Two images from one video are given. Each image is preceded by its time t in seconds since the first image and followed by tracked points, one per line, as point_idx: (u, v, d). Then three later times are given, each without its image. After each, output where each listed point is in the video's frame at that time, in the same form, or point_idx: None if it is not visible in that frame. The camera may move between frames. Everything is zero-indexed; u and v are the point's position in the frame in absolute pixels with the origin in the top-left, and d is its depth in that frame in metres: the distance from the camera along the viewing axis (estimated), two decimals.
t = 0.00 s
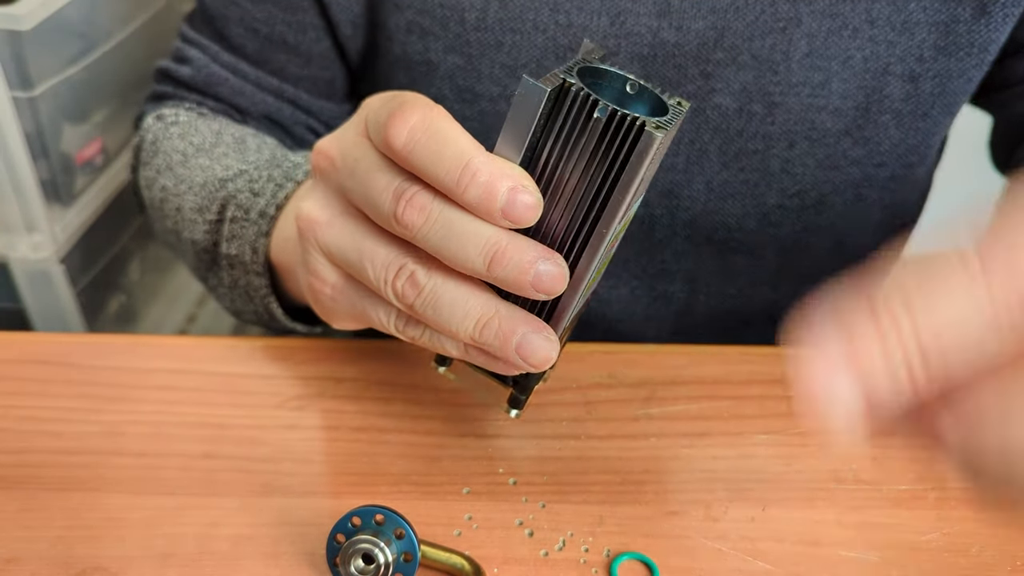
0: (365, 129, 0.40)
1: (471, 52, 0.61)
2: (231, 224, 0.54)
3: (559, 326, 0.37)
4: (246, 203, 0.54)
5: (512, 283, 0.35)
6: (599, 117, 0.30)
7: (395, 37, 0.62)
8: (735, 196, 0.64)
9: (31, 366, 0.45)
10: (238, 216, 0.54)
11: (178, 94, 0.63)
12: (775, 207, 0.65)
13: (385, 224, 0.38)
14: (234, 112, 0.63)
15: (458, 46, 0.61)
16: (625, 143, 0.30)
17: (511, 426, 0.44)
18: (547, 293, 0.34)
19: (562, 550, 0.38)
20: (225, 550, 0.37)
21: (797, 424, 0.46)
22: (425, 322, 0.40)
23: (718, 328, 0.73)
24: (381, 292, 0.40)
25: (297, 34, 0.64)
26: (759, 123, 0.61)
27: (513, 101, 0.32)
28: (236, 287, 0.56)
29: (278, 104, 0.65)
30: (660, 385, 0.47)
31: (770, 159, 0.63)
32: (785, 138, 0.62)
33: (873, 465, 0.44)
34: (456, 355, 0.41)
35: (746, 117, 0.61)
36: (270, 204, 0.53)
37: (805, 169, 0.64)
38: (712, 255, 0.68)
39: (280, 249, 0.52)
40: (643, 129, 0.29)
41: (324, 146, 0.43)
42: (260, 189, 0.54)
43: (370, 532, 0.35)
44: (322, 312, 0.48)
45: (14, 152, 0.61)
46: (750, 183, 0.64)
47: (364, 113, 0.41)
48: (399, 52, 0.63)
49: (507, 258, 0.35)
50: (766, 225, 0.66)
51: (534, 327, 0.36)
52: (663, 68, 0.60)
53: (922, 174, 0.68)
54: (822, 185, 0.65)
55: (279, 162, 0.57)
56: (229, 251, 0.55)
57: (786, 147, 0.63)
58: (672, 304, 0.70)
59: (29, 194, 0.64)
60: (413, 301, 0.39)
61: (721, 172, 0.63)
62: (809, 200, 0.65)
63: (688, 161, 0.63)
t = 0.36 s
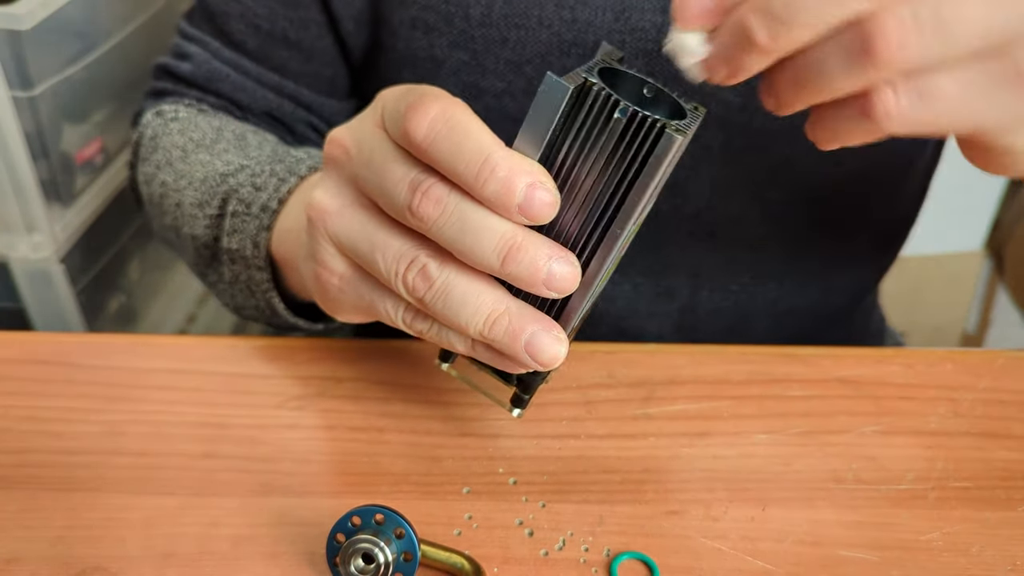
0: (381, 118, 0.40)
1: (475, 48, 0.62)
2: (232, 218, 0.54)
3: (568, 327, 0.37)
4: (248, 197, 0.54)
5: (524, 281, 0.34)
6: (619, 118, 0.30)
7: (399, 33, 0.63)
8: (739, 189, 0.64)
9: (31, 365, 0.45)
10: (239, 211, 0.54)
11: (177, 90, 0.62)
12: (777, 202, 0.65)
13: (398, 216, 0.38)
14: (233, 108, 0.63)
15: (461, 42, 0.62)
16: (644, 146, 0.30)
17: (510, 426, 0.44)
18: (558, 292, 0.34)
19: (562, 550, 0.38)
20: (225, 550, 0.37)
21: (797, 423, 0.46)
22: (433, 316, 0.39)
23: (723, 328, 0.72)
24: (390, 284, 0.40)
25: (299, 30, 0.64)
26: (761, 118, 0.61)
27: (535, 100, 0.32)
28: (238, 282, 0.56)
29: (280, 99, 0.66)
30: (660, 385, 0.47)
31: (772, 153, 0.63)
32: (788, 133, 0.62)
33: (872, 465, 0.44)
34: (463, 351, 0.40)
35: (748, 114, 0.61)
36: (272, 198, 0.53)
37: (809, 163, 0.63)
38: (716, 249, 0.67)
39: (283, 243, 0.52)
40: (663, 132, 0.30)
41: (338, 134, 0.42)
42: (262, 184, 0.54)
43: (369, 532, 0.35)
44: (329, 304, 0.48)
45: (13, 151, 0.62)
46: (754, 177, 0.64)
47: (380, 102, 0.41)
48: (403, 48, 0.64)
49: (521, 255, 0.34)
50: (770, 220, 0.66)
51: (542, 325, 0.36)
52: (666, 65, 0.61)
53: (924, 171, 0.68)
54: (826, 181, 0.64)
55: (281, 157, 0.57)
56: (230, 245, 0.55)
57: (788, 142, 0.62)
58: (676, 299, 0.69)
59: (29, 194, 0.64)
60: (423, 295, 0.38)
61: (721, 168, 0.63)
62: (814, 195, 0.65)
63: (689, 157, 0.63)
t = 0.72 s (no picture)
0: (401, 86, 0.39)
1: (475, 45, 0.63)
2: (236, 212, 0.54)
3: (566, 317, 0.37)
4: (251, 192, 0.54)
5: (524, 258, 0.34)
6: (639, 102, 0.32)
7: (399, 31, 0.63)
8: (739, 184, 0.65)
9: (31, 366, 0.45)
10: (243, 204, 0.54)
11: (178, 87, 0.62)
12: (778, 197, 0.65)
13: (409, 181, 0.37)
14: (234, 106, 0.63)
15: (461, 38, 0.63)
16: (660, 130, 0.31)
17: (511, 426, 0.44)
18: (557, 275, 0.34)
19: (562, 550, 0.38)
20: (225, 550, 0.37)
21: (797, 423, 0.46)
22: (431, 289, 0.38)
23: (723, 326, 0.71)
24: (391, 252, 0.39)
25: (301, 28, 0.65)
26: (762, 110, 0.61)
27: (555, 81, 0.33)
28: (240, 277, 0.56)
29: (280, 97, 0.65)
30: (660, 385, 0.47)
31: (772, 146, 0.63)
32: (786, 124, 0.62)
33: (872, 465, 0.44)
34: (457, 331, 0.39)
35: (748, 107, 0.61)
36: (276, 192, 0.53)
37: (809, 156, 0.64)
38: (717, 246, 0.67)
39: (286, 231, 0.52)
40: (682, 119, 0.31)
41: (357, 102, 0.42)
42: (266, 178, 0.54)
43: (370, 532, 0.35)
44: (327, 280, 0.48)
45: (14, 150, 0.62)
46: (753, 171, 0.64)
47: (401, 74, 0.41)
48: (403, 47, 0.64)
49: (526, 230, 0.34)
50: (771, 214, 0.66)
51: (539, 308, 0.35)
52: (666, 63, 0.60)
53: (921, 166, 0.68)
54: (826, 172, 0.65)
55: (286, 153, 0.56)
56: (232, 239, 0.55)
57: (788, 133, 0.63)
58: (679, 296, 0.69)
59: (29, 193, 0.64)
60: (422, 265, 0.38)
61: (721, 161, 0.63)
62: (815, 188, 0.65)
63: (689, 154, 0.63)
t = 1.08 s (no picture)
0: (394, 89, 0.40)
1: (474, 44, 0.63)
2: (233, 214, 0.54)
3: (555, 324, 0.36)
4: (248, 193, 0.53)
5: (513, 263, 0.34)
6: (629, 110, 0.31)
7: (398, 32, 0.64)
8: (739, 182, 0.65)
9: (31, 366, 0.45)
10: (240, 206, 0.54)
11: (177, 89, 0.62)
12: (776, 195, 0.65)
13: (400, 182, 0.37)
14: (234, 107, 0.63)
15: (460, 38, 0.63)
16: (648, 137, 0.31)
17: (511, 426, 0.44)
18: (546, 280, 0.34)
19: (562, 550, 0.38)
20: (225, 550, 0.37)
21: (797, 424, 0.46)
22: (420, 292, 0.38)
23: (724, 325, 0.71)
24: (381, 254, 0.39)
25: (300, 28, 0.65)
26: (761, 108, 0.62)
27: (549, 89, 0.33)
28: (236, 278, 0.56)
29: (280, 98, 0.65)
30: (660, 385, 0.47)
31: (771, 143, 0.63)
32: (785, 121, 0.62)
33: (873, 465, 0.44)
34: (447, 335, 0.39)
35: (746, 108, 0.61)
36: (272, 194, 0.52)
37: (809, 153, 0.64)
38: (719, 244, 0.67)
39: (280, 234, 0.51)
40: (672, 126, 0.31)
41: (349, 104, 0.42)
42: (263, 180, 0.54)
43: (369, 532, 0.35)
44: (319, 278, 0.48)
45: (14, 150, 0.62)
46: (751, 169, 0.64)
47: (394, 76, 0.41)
48: (402, 47, 0.64)
49: (516, 234, 0.34)
50: (770, 212, 0.66)
51: (528, 314, 0.35)
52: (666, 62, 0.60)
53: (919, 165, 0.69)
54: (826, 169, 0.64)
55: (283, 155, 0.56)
56: (230, 241, 0.54)
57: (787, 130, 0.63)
58: (679, 295, 0.69)
59: (29, 194, 0.64)
60: (412, 268, 0.37)
61: (720, 160, 0.64)
62: (814, 186, 0.65)
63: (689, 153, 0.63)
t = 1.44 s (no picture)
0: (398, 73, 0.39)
1: (474, 42, 0.63)
2: (227, 205, 0.54)
3: (550, 319, 0.36)
4: (243, 184, 0.54)
5: (514, 253, 0.34)
6: (640, 107, 0.32)
7: (398, 28, 0.64)
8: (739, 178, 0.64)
9: (31, 366, 0.45)
10: (234, 197, 0.54)
11: (176, 87, 0.62)
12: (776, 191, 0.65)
13: (401, 167, 0.37)
14: (234, 104, 0.63)
15: (460, 35, 0.63)
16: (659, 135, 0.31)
17: (511, 426, 0.44)
18: (544, 273, 0.34)
19: (562, 550, 0.38)
20: (225, 549, 0.37)
21: (796, 424, 0.46)
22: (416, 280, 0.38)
23: (724, 324, 0.71)
24: (377, 239, 0.39)
25: (300, 25, 0.65)
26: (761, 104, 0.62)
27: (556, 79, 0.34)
28: (230, 271, 0.56)
29: (278, 94, 0.65)
30: (660, 385, 0.47)
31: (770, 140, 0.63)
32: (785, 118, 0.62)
33: (873, 465, 0.44)
34: (439, 325, 0.39)
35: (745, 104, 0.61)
36: (266, 184, 0.52)
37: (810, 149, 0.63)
38: (717, 243, 0.67)
39: (274, 223, 0.52)
40: (681, 125, 0.31)
41: (351, 86, 0.41)
42: (258, 171, 0.54)
43: (370, 532, 0.35)
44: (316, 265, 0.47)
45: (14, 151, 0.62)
46: (750, 165, 0.64)
47: (398, 60, 0.40)
48: (401, 44, 0.64)
49: (518, 224, 0.34)
50: (770, 209, 0.66)
51: (523, 306, 0.35)
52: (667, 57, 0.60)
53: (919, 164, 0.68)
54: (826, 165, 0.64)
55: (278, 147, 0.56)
56: (224, 232, 0.54)
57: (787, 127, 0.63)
58: (679, 294, 0.69)
59: (29, 194, 0.64)
60: (409, 255, 0.37)
61: (719, 157, 0.63)
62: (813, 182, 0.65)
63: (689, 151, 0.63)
